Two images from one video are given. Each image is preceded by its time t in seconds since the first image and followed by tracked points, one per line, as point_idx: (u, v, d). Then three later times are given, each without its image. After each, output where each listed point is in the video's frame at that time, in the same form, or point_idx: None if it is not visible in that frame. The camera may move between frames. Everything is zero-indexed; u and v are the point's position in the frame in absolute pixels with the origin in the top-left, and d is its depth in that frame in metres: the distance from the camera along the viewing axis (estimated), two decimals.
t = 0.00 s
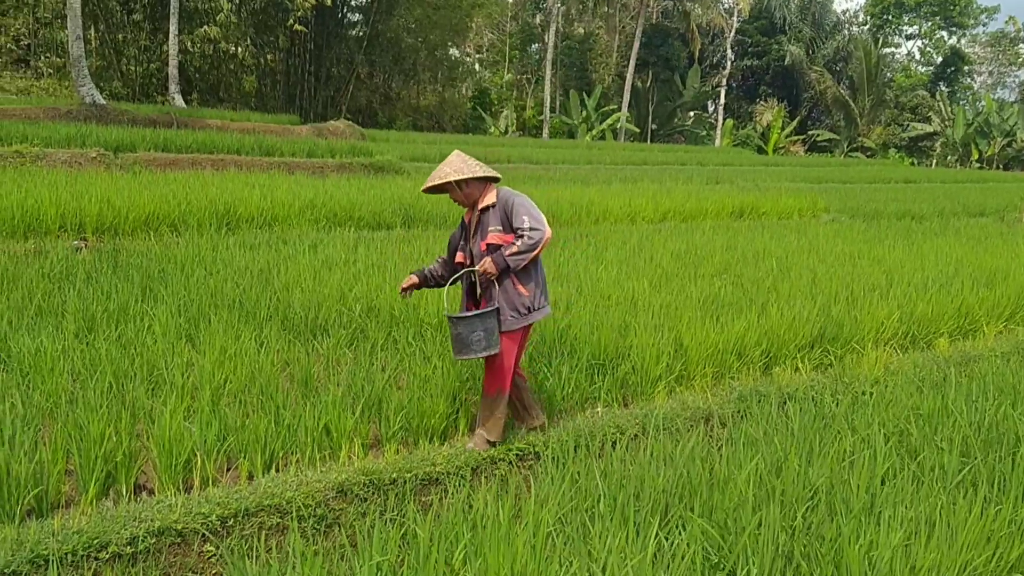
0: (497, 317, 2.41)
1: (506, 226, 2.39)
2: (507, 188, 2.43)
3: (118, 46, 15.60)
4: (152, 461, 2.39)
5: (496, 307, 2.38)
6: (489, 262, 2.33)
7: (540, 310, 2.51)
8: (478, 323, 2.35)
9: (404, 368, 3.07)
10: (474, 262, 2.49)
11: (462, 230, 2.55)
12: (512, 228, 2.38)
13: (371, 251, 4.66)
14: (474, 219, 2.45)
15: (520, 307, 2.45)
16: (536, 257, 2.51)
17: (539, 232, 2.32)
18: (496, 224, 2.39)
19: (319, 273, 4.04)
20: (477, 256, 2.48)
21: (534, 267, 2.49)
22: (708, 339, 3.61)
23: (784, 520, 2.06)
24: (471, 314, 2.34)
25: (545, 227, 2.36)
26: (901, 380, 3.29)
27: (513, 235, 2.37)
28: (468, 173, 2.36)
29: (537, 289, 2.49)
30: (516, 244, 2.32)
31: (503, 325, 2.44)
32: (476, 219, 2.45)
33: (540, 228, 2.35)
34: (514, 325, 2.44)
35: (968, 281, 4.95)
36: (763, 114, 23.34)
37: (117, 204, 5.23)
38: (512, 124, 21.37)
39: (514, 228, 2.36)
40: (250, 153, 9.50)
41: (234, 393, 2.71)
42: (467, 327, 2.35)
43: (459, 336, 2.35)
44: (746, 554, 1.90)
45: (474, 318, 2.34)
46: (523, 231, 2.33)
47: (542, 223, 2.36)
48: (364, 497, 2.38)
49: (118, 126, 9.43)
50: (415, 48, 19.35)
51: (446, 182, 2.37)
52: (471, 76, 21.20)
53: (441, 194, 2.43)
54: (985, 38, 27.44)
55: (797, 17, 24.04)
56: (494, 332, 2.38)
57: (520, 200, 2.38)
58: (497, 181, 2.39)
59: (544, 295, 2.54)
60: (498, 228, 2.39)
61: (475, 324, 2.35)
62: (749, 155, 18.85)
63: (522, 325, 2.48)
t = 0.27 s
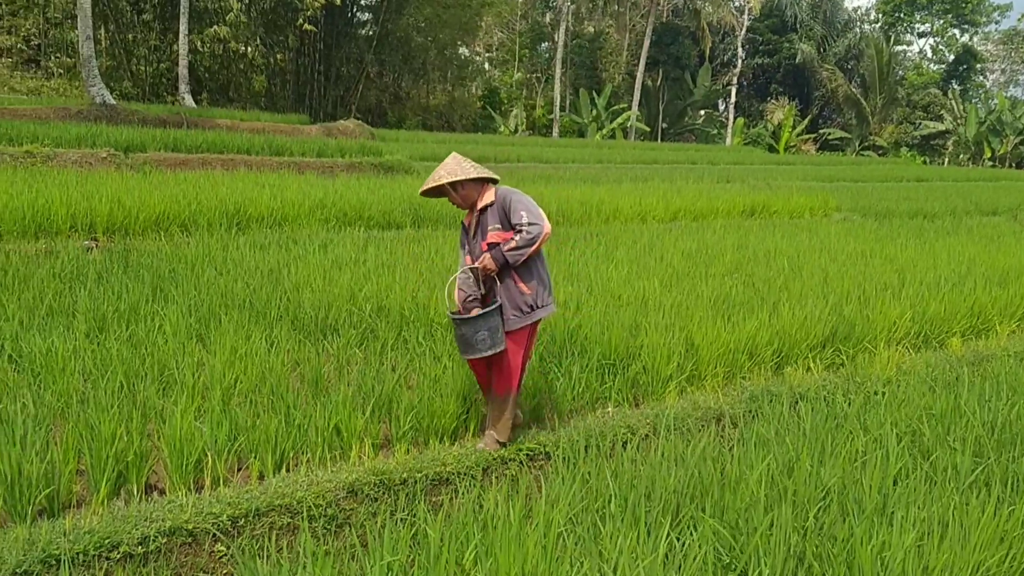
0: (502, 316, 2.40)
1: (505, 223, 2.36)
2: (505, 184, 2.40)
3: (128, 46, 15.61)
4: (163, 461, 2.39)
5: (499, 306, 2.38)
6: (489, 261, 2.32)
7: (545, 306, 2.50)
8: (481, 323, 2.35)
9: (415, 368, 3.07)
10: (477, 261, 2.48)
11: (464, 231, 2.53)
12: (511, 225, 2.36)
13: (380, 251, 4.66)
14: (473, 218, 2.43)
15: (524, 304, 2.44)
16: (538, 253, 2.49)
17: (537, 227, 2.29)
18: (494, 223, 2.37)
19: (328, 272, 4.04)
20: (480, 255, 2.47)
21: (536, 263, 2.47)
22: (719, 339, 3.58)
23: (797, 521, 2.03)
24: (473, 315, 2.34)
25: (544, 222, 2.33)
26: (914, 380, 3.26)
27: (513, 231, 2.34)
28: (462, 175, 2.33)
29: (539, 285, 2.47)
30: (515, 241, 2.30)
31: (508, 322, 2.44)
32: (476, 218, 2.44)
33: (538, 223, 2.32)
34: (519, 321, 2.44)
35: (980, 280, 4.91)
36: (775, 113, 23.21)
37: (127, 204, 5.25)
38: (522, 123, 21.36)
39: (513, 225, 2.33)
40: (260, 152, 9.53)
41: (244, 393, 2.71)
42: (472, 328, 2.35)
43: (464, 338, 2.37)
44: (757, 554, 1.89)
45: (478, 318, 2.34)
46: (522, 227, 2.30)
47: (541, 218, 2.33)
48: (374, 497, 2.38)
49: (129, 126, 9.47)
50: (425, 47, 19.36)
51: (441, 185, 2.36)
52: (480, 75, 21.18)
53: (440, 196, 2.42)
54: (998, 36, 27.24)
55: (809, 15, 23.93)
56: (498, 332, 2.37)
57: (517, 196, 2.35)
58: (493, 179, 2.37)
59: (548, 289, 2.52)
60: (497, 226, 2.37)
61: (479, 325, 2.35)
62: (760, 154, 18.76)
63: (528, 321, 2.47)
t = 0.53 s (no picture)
0: (507, 316, 2.40)
1: (508, 223, 2.35)
2: (505, 184, 2.39)
3: (137, 47, 15.65)
4: (173, 460, 2.39)
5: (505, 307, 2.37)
6: (493, 262, 2.32)
7: (549, 305, 2.48)
8: (488, 325, 2.34)
9: (424, 368, 3.06)
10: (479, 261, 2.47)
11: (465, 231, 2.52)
12: (514, 224, 2.35)
13: (390, 250, 4.66)
14: (475, 218, 2.42)
15: (528, 305, 2.44)
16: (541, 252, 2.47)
17: (542, 227, 2.29)
18: (497, 224, 2.36)
19: (337, 272, 4.04)
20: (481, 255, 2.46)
21: (540, 263, 2.46)
22: (728, 338, 3.56)
23: (807, 521, 2.01)
24: (479, 318, 2.33)
25: (548, 221, 2.32)
26: (924, 379, 3.23)
27: (516, 232, 2.34)
28: (462, 175, 2.32)
29: (544, 284, 2.46)
30: (520, 241, 2.30)
31: (513, 324, 2.43)
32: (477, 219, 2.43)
33: (542, 222, 2.32)
34: (525, 322, 2.43)
35: (992, 279, 4.86)
36: (784, 112, 23.12)
37: (136, 205, 5.27)
38: (531, 122, 21.38)
39: (516, 225, 2.32)
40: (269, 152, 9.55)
41: (254, 393, 2.71)
42: (478, 330, 2.35)
43: (470, 340, 2.36)
44: (767, 554, 1.87)
45: (484, 320, 2.34)
46: (526, 227, 2.29)
47: (544, 217, 2.32)
48: (383, 497, 2.37)
49: (139, 127, 9.51)
50: (434, 47, 19.40)
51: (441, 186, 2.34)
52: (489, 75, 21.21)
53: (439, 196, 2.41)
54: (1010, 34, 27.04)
55: (818, 14, 23.85)
56: (504, 333, 2.37)
57: (519, 195, 2.34)
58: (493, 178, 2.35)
59: (553, 288, 2.50)
60: (500, 226, 2.36)
61: (485, 327, 2.35)
62: (770, 153, 18.68)
63: (533, 321, 2.46)
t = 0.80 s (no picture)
0: (501, 320, 2.37)
1: (503, 226, 2.35)
2: (502, 187, 2.39)
3: (147, 47, 15.71)
4: (182, 460, 2.39)
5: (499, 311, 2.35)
6: (488, 265, 2.30)
7: (542, 311, 2.46)
8: (482, 329, 2.31)
9: (433, 368, 3.06)
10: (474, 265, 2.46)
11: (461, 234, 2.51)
12: (509, 227, 2.34)
13: (399, 250, 4.66)
14: (470, 220, 2.41)
15: (521, 309, 2.42)
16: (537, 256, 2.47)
17: (537, 230, 2.28)
18: (493, 225, 2.36)
19: (347, 272, 4.04)
20: (476, 258, 2.45)
21: (536, 267, 2.45)
22: (738, 338, 3.54)
23: (818, 522, 2.00)
24: (473, 321, 2.30)
25: (544, 225, 2.32)
26: (936, 379, 3.20)
27: (512, 235, 2.33)
28: (460, 174, 2.32)
29: (537, 289, 2.44)
30: (515, 244, 2.28)
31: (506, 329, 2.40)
32: (473, 221, 2.43)
33: (538, 227, 2.31)
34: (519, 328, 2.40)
35: (1005, 279, 4.81)
36: (795, 110, 23.00)
37: (146, 205, 5.29)
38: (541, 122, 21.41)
39: (512, 228, 2.32)
40: (278, 152, 9.58)
41: (263, 393, 2.71)
42: (472, 334, 2.31)
43: (464, 344, 2.32)
44: (778, 555, 1.85)
45: (479, 323, 2.30)
46: (522, 230, 2.29)
47: (540, 220, 2.32)
48: (393, 496, 2.36)
49: (149, 127, 9.54)
50: (443, 46, 19.40)
51: (439, 184, 2.34)
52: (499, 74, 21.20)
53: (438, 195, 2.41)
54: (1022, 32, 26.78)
55: (829, 12, 23.73)
56: (499, 337, 2.34)
57: (516, 197, 2.34)
58: (491, 179, 2.36)
59: (546, 294, 2.49)
60: (496, 228, 2.36)
61: (480, 330, 2.31)
62: (780, 152, 18.58)
63: (525, 326, 2.44)
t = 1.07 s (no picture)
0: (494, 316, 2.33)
1: (498, 222, 2.32)
2: (499, 183, 2.37)
3: (157, 48, 15.77)
4: (193, 460, 2.40)
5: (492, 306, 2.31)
6: (482, 260, 2.27)
7: (537, 309, 2.41)
8: (474, 323, 2.27)
9: (443, 368, 3.06)
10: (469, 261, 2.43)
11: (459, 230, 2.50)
12: (505, 223, 2.32)
13: (408, 250, 4.66)
14: (466, 216, 2.40)
15: (514, 307, 2.37)
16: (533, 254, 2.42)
17: (533, 227, 2.25)
18: (487, 221, 2.34)
19: (356, 272, 4.05)
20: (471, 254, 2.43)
21: (531, 265, 2.40)
22: (749, 338, 3.52)
23: (829, 522, 1.98)
24: (465, 316, 2.27)
25: (540, 221, 2.28)
26: (948, 379, 3.17)
27: (507, 231, 2.30)
28: (456, 167, 2.32)
29: (532, 286, 2.39)
30: (510, 240, 2.25)
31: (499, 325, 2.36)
32: (469, 216, 2.41)
33: (533, 223, 2.27)
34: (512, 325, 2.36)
35: (1017, 279, 4.77)
36: (806, 110, 22.90)
37: (157, 205, 5.31)
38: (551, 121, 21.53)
39: (508, 224, 2.29)
40: (288, 153, 9.60)
41: (273, 393, 2.71)
42: (463, 328, 2.27)
43: (455, 339, 2.29)
44: (790, 555, 1.83)
45: (470, 317, 2.26)
46: (517, 226, 2.25)
47: (536, 217, 2.29)
48: (403, 497, 2.36)
49: (159, 127, 9.58)
50: (453, 46, 19.46)
51: (436, 177, 2.33)
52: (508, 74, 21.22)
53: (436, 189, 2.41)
54: None
55: (840, 11, 23.63)
56: (491, 334, 2.29)
57: (512, 192, 2.31)
58: (489, 175, 2.34)
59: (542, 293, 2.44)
60: (490, 224, 2.34)
61: (471, 324, 2.27)
62: (791, 152, 18.48)
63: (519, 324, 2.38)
